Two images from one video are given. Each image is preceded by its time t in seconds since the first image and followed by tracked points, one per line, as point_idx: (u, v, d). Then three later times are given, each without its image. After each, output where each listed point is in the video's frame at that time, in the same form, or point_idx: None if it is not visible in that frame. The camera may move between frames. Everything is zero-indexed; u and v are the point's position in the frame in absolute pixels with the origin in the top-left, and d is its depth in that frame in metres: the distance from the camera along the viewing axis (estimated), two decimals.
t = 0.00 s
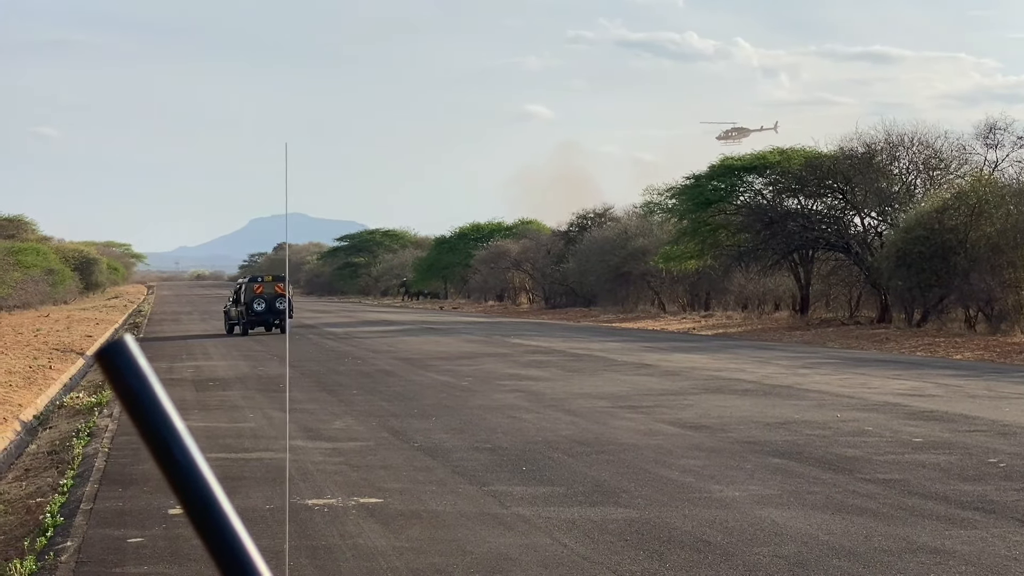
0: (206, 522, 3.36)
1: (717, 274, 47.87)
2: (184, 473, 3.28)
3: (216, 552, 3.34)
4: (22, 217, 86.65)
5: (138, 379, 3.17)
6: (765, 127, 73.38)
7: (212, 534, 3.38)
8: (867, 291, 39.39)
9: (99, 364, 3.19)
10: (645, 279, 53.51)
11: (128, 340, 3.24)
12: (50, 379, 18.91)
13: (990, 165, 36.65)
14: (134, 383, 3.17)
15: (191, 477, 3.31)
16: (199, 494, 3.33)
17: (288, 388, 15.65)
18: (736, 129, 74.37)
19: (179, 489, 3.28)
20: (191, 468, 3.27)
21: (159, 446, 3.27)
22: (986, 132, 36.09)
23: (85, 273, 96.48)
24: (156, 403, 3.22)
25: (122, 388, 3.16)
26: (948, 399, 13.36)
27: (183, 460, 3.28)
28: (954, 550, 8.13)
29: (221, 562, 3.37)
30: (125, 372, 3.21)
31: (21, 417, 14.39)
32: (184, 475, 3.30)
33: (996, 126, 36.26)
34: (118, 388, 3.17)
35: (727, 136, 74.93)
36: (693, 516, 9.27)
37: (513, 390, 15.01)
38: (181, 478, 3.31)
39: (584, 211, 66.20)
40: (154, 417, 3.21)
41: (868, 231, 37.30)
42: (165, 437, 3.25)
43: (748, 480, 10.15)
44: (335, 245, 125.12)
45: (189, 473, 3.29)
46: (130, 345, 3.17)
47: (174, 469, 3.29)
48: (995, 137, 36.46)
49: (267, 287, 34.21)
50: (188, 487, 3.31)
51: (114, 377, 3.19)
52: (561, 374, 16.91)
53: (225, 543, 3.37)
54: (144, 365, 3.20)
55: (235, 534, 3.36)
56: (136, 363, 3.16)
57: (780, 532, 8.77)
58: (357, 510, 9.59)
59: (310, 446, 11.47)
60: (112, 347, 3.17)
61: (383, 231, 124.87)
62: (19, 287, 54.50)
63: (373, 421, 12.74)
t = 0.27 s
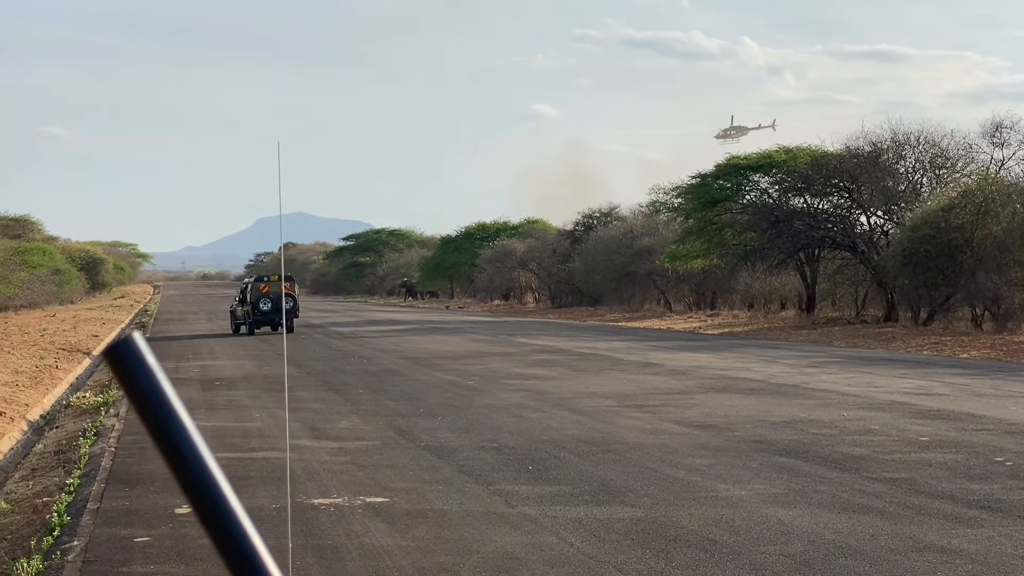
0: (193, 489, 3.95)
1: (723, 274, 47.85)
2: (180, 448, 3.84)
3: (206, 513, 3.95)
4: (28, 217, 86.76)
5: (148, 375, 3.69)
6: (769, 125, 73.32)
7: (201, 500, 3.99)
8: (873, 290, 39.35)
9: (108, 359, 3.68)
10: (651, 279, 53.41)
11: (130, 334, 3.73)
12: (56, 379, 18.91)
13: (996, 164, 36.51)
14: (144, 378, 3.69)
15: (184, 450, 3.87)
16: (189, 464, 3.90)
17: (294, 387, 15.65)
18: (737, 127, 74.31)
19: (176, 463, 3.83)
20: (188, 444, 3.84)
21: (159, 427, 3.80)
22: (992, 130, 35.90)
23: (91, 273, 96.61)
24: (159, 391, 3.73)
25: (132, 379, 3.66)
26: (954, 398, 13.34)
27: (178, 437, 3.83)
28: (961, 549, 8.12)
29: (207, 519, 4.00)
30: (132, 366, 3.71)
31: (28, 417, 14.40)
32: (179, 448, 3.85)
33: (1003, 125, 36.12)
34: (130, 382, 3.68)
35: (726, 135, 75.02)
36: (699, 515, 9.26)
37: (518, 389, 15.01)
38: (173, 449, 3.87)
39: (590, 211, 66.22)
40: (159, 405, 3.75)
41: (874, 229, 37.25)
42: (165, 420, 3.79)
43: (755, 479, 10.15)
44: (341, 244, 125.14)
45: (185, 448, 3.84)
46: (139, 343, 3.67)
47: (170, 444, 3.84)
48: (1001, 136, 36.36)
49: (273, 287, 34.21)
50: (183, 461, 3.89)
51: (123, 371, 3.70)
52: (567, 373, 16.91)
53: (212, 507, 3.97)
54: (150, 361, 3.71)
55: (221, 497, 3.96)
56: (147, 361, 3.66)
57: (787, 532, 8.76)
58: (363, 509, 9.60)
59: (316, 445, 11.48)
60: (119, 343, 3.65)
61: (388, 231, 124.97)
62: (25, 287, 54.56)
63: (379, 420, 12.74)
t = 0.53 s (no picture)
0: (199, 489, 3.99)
1: (730, 273, 47.85)
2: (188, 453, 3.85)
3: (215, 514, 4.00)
4: (36, 218, 87.06)
5: (156, 378, 3.68)
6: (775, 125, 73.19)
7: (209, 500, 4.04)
8: (881, 289, 39.29)
9: (116, 360, 3.66)
10: (658, 278, 53.44)
11: (137, 336, 3.71)
12: (64, 379, 18.93)
13: (1004, 163, 36.51)
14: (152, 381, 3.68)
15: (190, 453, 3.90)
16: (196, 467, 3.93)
17: (301, 387, 15.67)
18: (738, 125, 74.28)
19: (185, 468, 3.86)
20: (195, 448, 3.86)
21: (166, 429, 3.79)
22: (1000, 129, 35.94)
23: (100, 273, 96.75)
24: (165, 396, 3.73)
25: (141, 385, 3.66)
26: (962, 398, 13.32)
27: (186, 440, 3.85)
28: (969, 548, 8.11)
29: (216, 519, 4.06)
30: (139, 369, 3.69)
31: (36, 417, 14.43)
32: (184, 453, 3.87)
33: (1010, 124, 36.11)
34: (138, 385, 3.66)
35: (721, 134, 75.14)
36: (706, 515, 9.26)
37: (526, 389, 15.01)
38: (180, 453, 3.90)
39: (598, 210, 66.26)
40: (166, 408, 3.75)
41: (882, 228, 37.21)
42: (174, 425, 3.81)
43: (762, 478, 10.14)
44: (348, 244, 125.25)
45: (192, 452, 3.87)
46: (146, 346, 3.65)
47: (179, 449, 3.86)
48: (1009, 135, 36.35)
49: (280, 287, 34.23)
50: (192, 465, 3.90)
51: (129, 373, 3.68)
52: (574, 373, 16.91)
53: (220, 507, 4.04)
54: (157, 364, 3.70)
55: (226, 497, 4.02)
56: (155, 366, 3.65)
57: (795, 531, 8.76)
58: (371, 508, 9.60)
59: (323, 445, 11.48)
60: (128, 346, 3.65)
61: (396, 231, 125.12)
62: (34, 288, 54.72)
63: (386, 420, 12.76)
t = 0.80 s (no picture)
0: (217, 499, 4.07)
1: (739, 273, 47.77)
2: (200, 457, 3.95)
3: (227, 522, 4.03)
4: (45, 219, 87.34)
5: (165, 381, 3.77)
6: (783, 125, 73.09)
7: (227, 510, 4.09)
8: (890, 290, 39.14)
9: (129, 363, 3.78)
10: (666, 279, 53.46)
11: (150, 341, 3.84)
12: (74, 379, 18.98)
13: (1013, 163, 36.46)
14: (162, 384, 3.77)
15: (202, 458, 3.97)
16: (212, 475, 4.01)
17: (309, 387, 15.70)
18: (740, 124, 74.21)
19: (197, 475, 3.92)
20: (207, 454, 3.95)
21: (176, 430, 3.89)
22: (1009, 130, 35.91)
23: (109, 273, 96.95)
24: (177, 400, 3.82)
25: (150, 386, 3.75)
26: (971, 398, 13.31)
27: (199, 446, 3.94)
28: (978, 548, 8.11)
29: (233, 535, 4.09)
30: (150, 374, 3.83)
31: (46, 416, 14.48)
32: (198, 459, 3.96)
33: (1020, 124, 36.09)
34: (146, 387, 3.76)
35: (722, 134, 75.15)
36: (715, 515, 9.26)
37: (534, 389, 15.01)
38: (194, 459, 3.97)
39: (606, 211, 66.27)
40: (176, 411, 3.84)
41: (890, 228, 37.12)
42: (187, 430, 3.90)
43: (770, 478, 10.13)
44: (356, 245, 125.36)
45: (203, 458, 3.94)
46: (156, 348, 3.78)
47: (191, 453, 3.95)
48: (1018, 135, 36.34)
49: (288, 287, 34.25)
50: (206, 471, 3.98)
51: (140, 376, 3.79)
52: (583, 373, 16.92)
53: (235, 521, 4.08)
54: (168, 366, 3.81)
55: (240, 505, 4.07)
56: (164, 366, 3.77)
57: (803, 532, 8.75)
58: (379, 509, 9.61)
59: (332, 445, 11.50)
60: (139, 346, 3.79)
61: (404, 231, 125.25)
62: (44, 288, 54.91)
63: (395, 420, 12.77)
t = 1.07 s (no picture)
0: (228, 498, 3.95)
1: (749, 274, 47.34)
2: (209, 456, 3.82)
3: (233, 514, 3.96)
4: (56, 220, 87.66)
5: (176, 381, 3.61)
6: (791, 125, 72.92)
7: (240, 508, 4.05)
8: (900, 290, 38.91)
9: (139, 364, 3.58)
10: (676, 280, 53.19)
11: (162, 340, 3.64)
12: (85, 380, 19.04)
13: None
14: (173, 385, 3.61)
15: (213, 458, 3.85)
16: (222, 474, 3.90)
17: (319, 388, 15.73)
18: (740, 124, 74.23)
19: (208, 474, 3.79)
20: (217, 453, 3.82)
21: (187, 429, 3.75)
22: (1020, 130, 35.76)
23: (119, 274, 97.20)
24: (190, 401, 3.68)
25: (161, 386, 3.58)
26: (982, 399, 13.27)
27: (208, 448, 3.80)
28: (989, 550, 8.08)
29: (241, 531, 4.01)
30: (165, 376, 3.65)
31: (56, 417, 14.53)
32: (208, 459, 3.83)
33: None
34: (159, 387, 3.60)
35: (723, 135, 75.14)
36: (725, 516, 9.25)
37: (544, 390, 15.01)
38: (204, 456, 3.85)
39: (615, 211, 66.26)
40: (189, 413, 3.69)
41: (901, 229, 37.01)
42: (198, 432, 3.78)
43: (780, 480, 10.12)
44: (366, 245, 125.53)
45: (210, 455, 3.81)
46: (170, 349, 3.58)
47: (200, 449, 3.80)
48: None
49: (298, 288, 34.25)
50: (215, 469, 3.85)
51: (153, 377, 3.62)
52: (592, 374, 16.92)
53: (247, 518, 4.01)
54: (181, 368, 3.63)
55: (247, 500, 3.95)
56: (176, 368, 3.58)
57: (813, 533, 8.73)
58: (389, 509, 9.62)
59: (342, 446, 11.51)
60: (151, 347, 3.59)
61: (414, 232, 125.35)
62: (56, 289, 55.12)
63: (404, 421, 12.79)
